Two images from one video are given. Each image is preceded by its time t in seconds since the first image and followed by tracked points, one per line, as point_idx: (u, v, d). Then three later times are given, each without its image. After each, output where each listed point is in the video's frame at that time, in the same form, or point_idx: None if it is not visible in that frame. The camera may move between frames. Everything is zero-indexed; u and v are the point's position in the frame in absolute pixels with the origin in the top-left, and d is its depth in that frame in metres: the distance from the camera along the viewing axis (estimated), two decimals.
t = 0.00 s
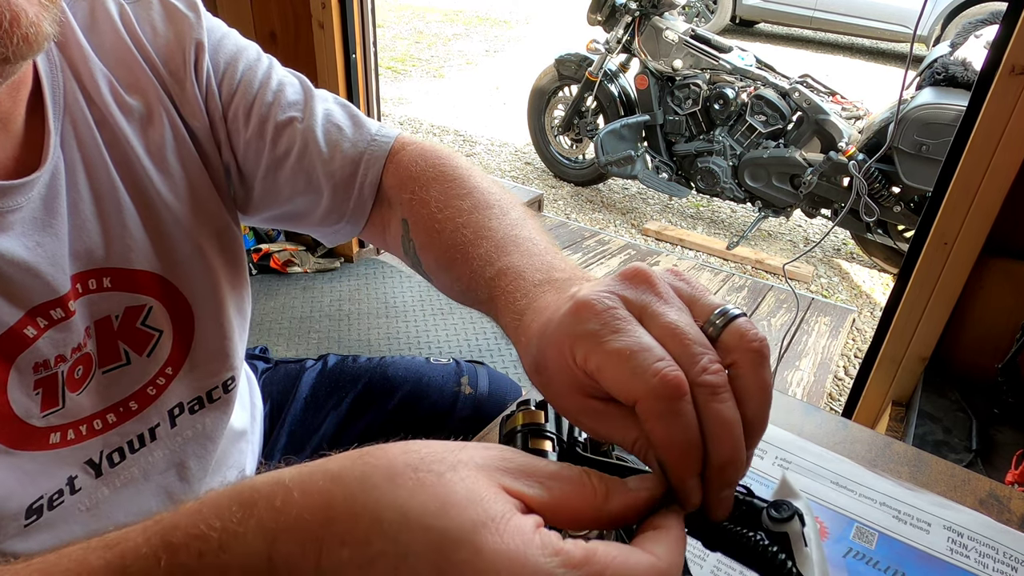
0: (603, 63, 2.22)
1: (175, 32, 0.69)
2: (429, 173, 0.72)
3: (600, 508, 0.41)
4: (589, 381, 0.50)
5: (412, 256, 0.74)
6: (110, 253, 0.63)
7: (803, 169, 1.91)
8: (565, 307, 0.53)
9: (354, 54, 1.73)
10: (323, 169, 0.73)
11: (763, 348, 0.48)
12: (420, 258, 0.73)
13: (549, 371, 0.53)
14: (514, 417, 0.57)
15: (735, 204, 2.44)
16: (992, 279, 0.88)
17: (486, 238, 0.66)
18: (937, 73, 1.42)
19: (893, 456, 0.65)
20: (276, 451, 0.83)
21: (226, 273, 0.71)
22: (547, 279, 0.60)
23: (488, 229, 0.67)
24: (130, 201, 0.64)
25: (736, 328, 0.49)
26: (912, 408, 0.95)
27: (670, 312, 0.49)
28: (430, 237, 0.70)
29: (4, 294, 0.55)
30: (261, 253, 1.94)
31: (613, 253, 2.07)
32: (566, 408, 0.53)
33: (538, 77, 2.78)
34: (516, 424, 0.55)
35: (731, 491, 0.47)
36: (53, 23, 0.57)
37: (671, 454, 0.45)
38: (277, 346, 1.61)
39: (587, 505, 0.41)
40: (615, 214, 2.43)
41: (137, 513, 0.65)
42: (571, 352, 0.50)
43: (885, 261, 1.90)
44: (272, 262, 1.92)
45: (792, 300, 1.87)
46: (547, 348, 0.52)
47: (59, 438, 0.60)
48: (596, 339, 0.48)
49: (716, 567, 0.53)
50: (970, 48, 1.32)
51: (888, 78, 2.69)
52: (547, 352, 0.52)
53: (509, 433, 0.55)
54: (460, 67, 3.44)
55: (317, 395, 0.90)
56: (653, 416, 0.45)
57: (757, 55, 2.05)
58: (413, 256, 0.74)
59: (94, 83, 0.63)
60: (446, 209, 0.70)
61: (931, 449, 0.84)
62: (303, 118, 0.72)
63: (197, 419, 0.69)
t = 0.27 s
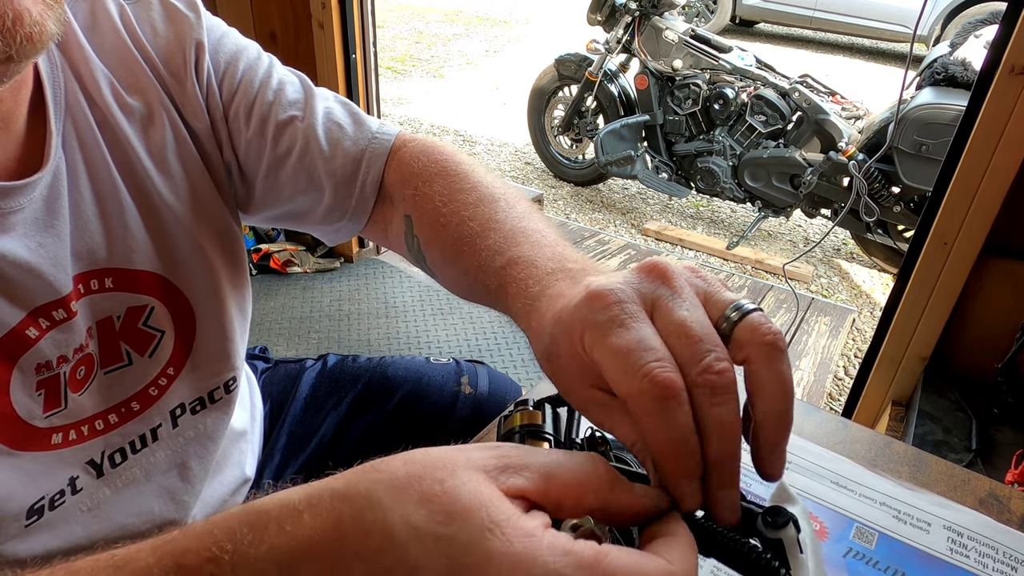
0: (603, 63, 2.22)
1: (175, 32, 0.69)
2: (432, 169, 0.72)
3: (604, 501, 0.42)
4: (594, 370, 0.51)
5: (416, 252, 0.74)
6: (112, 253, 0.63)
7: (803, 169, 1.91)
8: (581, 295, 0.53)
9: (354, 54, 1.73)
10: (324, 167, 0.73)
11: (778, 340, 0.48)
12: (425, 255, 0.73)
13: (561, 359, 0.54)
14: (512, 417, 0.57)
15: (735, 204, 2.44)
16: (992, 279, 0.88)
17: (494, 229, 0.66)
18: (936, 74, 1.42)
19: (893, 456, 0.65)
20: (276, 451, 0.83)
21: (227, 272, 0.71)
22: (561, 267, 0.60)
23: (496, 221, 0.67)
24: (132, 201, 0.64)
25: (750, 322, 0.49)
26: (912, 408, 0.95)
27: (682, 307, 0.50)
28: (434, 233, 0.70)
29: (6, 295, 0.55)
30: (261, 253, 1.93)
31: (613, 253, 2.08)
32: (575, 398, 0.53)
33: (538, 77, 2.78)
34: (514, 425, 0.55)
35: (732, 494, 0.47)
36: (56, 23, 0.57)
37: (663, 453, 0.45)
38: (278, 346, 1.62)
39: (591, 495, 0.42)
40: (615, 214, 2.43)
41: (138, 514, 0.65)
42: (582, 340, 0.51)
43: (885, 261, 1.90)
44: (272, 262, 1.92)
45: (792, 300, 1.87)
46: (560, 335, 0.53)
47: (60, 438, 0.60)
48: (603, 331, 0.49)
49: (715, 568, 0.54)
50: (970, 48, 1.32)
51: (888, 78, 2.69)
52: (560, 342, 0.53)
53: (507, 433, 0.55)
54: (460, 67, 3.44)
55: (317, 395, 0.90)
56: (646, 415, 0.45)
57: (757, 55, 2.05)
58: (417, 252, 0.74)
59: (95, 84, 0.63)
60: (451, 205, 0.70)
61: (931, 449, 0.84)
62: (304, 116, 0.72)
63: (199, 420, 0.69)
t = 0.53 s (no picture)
0: (603, 63, 2.22)
1: (175, 33, 0.69)
2: (435, 168, 0.72)
3: (595, 496, 0.43)
4: (606, 369, 0.51)
5: (418, 251, 0.75)
6: (112, 255, 0.63)
7: (803, 169, 1.91)
8: (593, 294, 0.53)
9: (354, 54, 1.73)
10: (326, 168, 0.73)
11: (796, 319, 0.49)
12: (428, 254, 0.73)
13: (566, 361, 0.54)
14: (512, 417, 0.57)
15: (735, 204, 2.44)
16: (992, 279, 0.88)
17: (498, 227, 0.67)
18: (937, 74, 1.42)
19: (893, 456, 0.64)
20: (276, 452, 0.83)
21: (228, 273, 0.71)
22: (567, 266, 0.61)
23: (498, 220, 0.67)
24: (132, 203, 0.64)
25: (765, 307, 0.50)
26: (912, 408, 0.95)
27: (697, 297, 0.50)
28: (438, 231, 0.70)
29: (6, 297, 0.55)
30: (261, 253, 1.93)
31: (614, 253, 2.08)
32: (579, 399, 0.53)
33: (538, 77, 2.78)
34: (514, 424, 0.55)
35: (757, 478, 0.47)
36: (57, 22, 0.57)
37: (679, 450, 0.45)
38: (277, 346, 1.62)
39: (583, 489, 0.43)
40: (615, 214, 2.43)
41: (139, 514, 0.65)
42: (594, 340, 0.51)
43: (885, 261, 1.90)
44: (272, 262, 1.92)
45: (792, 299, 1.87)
46: (568, 334, 0.53)
47: (61, 439, 0.60)
48: (618, 330, 0.49)
49: (716, 567, 0.53)
50: (970, 48, 1.32)
51: (888, 78, 2.69)
52: (568, 343, 0.53)
53: (508, 433, 0.55)
54: (460, 67, 3.44)
55: (318, 395, 0.90)
56: (662, 413, 0.45)
57: (757, 55, 2.05)
58: (419, 252, 0.74)
59: (95, 85, 0.63)
60: (453, 206, 0.70)
61: (931, 449, 0.84)
62: (305, 116, 0.72)
63: (200, 420, 0.69)
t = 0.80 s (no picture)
0: (603, 63, 2.22)
1: (174, 36, 0.69)
2: (434, 173, 0.72)
3: (592, 504, 0.43)
4: (610, 382, 0.51)
5: (416, 257, 0.75)
6: (112, 257, 0.63)
7: (803, 169, 1.91)
8: (597, 308, 0.53)
9: (354, 54, 1.73)
10: (325, 172, 0.73)
11: (802, 336, 0.49)
12: (426, 260, 0.73)
13: (566, 372, 0.54)
14: (512, 417, 0.56)
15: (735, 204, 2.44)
16: (992, 279, 0.88)
17: (497, 234, 0.67)
18: (937, 73, 1.42)
19: (893, 456, 0.65)
20: (276, 452, 0.83)
21: (227, 276, 0.71)
22: (566, 274, 0.61)
23: (499, 227, 0.67)
24: (132, 206, 0.64)
25: (770, 322, 0.50)
26: (912, 408, 0.95)
27: (703, 311, 0.50)
28: (437, 237, 0.70)
29: (7, 299, 0.55)
30: (261, 253, 1.93)
31: (614, 253, 2.08)
32: (580, 410, 0.53)
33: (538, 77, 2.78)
34: (514, 425, 0.55)
35: (760, 487, 0.48)
36: (58, 28, 0.57)
37: (691, 459, 0.46)
38: (277, 346, 1.62)
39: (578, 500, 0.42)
40: (615, 215, 2.44)
41: (140, 515, 0.65)
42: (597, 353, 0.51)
43: (885, 261, 1.90)
44: (272, 262, 1.92)
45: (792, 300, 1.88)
46: (571, 347, 0.53)
47: (61, 441, 0.60)
48: (625, 344, 0.49)
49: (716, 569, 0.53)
50: (970, 47, 1.32)
51: (888, 78, 2.69)
52: (570, 348, 0.53)
53: (507, 433, 0.55)
54: (460, 67, 3.44)
55: (318, 394, 0.90)
56: (673, 424, 0.46)
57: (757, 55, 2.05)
58: (417, 257, 0.74)
59: (95, 88, 0.63)
60: (451, 214, 0.70)
61: (931, 449, 0.84)
62: (304, 121, 0.72)
63: (200, 421, 0.69)
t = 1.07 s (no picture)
0: (603, 63, 2.21)
1: (175, 35, 0.69)
2: (436, 176, 0.72)
3: (592, 493, 0.42)
4: (603, 379, 0.51)
5: (418, 258, 0.75)
6: (111, 257, 0.63)
7: (803, 170, 1.91)
8: (589, 307, 0.53)
9: (354, 54, 1.73)
10: (326, 172, 0.73)
11: (784, 349, 0.48)
12: (428, 261, 0.73)
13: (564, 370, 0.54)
14: (513, 417, 0.57)
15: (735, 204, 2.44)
16: (991, 280, 0.88)
17: (498, 238, 0.67)
18: (936, 73, 1.42)
19: (893, 456, 0.65)
20: (276, 452, 0.83)
21: (227, 276, 0.71)
22: (566, 279, 0.61)
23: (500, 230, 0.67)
24: (132, 206, 0.64)
25: (757, 331, 0.49)
26: (912, 408, 0.95)
27: (692, 308, 0.50)
28: (438, 239, 0.70)
29: (6, 300, 0.55)
30: (261, 253, 1.93)
31: (614, 253, 2.08)
32: (577, 409, 0.54)
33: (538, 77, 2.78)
34: (514, 425, 0.55)
35: (742, 480, 0.48)
36: (58, 31, 0.57)
37: (681, 452, 0.46)
38: (278, 346, 1.62)
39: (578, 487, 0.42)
40: (615, 214, 2.44)
41: (139, 515, 0.65)
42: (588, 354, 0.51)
43: (885, 261, 1.90)
44: (272, 262, 1.92)
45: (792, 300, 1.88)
46: (565, 346, 0.53)
47: (60, 441, 0.60)
48: (613, 339, 0.49)
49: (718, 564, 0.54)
50: (970, 48, 1.32)
51: (888, 78, 2.69)
52: (564, 347, 0.53)
53: (509, 432, 0.55)
54: (460, 67, 3.44)
55: (318, 395, 0.90)
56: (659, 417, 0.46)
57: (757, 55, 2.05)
58: (419, 257, 0.74)
59: (96, 88, 0.63)
60: (454, 216, 0.70)
61: (931, 449, 0.84)
62: (305, 121, 0.72)
63: (199, 421, 0.69)
